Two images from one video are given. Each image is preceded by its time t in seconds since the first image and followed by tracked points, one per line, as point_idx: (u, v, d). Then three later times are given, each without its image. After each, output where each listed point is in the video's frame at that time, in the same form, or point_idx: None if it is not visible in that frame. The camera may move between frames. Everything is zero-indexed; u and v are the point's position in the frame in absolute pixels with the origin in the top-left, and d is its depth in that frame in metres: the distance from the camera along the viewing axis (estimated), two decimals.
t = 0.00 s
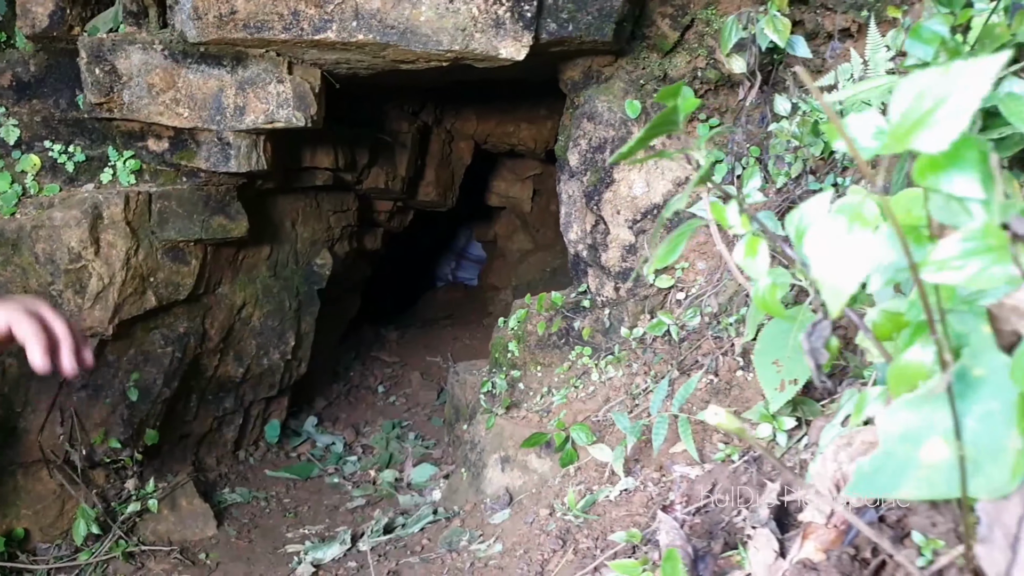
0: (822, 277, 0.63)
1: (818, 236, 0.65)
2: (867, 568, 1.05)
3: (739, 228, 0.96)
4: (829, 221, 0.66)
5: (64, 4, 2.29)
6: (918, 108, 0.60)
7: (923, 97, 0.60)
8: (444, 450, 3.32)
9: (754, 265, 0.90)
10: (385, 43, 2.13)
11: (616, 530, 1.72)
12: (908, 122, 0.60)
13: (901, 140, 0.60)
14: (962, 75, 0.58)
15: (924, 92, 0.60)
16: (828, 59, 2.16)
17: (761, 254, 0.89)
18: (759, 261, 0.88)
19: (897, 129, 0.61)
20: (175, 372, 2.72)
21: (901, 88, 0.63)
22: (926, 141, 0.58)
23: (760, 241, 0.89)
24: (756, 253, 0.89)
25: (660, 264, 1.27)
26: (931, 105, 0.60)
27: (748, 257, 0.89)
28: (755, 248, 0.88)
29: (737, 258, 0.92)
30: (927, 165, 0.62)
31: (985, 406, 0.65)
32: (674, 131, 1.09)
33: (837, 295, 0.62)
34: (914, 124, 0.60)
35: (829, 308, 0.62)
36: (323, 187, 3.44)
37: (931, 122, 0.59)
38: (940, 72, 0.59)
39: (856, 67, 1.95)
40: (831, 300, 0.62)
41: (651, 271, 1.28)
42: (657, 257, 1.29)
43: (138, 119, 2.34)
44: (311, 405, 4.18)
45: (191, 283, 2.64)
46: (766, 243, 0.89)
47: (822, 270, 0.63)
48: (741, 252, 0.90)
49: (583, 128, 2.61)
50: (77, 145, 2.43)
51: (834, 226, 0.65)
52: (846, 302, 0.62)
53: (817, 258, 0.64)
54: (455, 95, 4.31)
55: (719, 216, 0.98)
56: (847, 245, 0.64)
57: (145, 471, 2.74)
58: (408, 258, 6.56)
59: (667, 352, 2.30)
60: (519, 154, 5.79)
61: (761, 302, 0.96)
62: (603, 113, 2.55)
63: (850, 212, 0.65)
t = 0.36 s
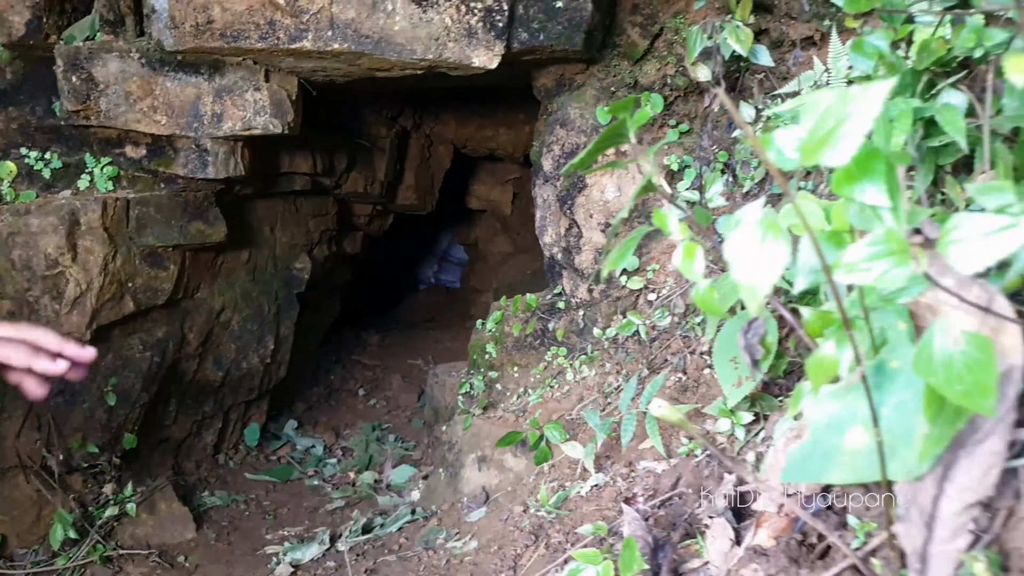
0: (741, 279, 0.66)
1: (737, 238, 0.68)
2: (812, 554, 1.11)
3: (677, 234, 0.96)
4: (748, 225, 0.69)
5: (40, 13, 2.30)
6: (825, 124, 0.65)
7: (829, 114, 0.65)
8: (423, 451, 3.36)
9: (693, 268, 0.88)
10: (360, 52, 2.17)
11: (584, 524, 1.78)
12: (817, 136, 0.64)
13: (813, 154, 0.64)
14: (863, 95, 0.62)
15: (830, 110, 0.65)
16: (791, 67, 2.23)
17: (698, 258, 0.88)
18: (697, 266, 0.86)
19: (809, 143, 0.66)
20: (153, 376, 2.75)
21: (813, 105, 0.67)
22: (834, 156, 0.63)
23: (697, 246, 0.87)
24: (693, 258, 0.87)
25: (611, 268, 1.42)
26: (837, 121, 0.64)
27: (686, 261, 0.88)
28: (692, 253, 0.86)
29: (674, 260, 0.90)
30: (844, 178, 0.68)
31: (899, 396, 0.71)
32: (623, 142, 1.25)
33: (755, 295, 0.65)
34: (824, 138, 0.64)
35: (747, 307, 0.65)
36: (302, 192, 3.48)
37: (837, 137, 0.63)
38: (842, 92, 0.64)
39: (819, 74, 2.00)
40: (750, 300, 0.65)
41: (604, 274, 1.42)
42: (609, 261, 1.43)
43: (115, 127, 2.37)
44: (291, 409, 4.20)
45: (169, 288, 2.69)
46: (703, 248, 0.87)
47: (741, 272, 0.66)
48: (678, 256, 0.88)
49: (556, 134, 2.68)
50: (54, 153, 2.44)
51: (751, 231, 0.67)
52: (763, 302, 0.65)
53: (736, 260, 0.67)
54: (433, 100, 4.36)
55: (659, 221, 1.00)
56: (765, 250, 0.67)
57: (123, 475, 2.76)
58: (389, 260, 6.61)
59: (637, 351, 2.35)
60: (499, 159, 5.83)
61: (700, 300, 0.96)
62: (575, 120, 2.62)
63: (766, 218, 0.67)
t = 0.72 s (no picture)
0: (680, 267, 0.70)
1: (674, 227, 0.72)
2: (765, 534, 1.18)
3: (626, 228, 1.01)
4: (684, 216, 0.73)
5: (7, 19, 2.32)
6: (751, 125, 0.71)
7: (755, 115, 0.71)
8: (394, 454, 3.38)
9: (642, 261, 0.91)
10: (328, 59, 2.21)
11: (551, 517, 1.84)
12: (744, 135, 0.69)
13: (742, 152, 0.70)
14: (785, 97, 0.68)
15: (756, 112, 0.71)
16: (748, 75, 2.31)
17: (647, 252, 0.91)
18: (646, 260, 0.90)
19: (738, 142, 0.72)
20: (122, 382, 2.76)
21: (741, 108, 0.73)
22: (760, 154, 0.68)
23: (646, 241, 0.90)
24: (642, 252, 0.91)
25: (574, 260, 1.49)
26: (763, 122, 0.70)
27: (635, 255, 0.91)
28: (642, 247, 0.90)
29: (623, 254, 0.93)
30: (775, 175, 0.74)
31: (831, 374, 0.78)
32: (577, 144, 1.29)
33: (692, 281, 0.70)
34: (751, 137, 0.70)
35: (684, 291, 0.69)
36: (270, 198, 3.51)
37: (763, 136, 0.69)
38: (764, 95, 0.70)
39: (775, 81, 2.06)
40: (687, 286, 0.70)
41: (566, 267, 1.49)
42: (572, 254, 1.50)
43: (83, 132, 2.39)
44: (260, 415, 4.20)
45: (137, 293, 2.70)
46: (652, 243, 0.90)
47: (678, 260, 0.71)
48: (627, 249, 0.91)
49: (523, 139, 2.74)
50: (21, 158, 2.42)
51: (685, 223, 0.72)
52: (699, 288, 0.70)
53: (672, 246, 0.71)
54: (401, 107, 4.41)
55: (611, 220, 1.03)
56: (700, 239, 0.71)
57: (91, 482, 2.75)
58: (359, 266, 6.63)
59: (603, 350, 2.41)
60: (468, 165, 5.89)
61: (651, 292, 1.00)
62: (540, 126, 2.70)
63: (700, 209, 0.72)
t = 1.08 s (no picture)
0: (639, 255, 0.76)
1: (632, 219, 0.78)
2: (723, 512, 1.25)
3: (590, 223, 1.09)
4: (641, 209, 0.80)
5: None
6: (699, 126, 0.79)
7: (702, 117, 0.79)
8: (360, 460, 3.40)
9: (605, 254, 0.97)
10: (295, 69, 2.26)
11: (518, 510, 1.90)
12: (695, 133, 0.77)
13: (692, 150, 0.78)
14: (729, 100, 0.76)
15: (703, 114, 0.79)
16: (702, 85, 2.42)
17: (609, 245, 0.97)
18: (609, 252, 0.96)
19: (688, 141, 0.79)
20: (87, 391, 2.78)
21: (690, 113, 0.81)
22: (709, 150, 0.76)
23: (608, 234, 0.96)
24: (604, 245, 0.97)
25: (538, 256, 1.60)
26: (709, 123, 0.78)
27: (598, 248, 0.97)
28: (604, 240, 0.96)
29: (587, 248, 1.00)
30: (723, 172, 0.82)
31: (776, 353, 0.86)
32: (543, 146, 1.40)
33: (649, 267, 0.75)
34: (700, 136, 0.78)
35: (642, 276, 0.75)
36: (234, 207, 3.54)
37: (711, 135, 0.76)
38: (710, 99, 0.78)
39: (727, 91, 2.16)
40: (644, 272, 0.75)
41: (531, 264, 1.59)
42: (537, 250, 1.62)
43: (48, 141, 2.40)
44: (224, 425, 4.19)
45: (102, 303, 2.70)
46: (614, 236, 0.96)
47: (637, 248, 0.76)
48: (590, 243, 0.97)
49: (486, 148, 2.82)
50: None
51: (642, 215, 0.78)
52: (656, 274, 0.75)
53: (631, 237, 0.77)
54: (364, 117, 4.45)
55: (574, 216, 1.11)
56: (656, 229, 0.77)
57: (55, 492, 2.73)
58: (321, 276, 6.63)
59: (567, 351, 2.49)
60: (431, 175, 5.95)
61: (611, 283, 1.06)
62: (504, 134, 2.78)
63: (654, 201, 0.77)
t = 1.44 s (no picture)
0: (636, 238, 0.80)
1: (628, 204, 0.82)
2: (702, 499, 1.28)
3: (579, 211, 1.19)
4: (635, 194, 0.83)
5: None
6: (692, 112, 0.81)
7: (695, 104, 0.81)
8: (324, 470, 3.36)
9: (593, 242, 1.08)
10: (260, 72, 2.24)
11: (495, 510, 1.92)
12: (687, 119, 0.80)
13: (685, 135, 0.80)
14: (720, 87, 0.79)
15: (696, 100, 0.81)
16: (664, 90, 2.46)
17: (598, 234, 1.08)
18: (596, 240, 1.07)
19: (681, 127, 0.82)
20: (43, 401, 2.70)
21: (682, 100, 0.84)
22: (701, 135, 0.79)
23: (596, 224, 1.08)
24: (594, 233, 1.08)
25: (524, 246, 1.68)
26: (702, 108, 0.81)
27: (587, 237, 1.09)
28: (591, 229, 1.08)
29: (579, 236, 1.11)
30: (710, 159, 0.84)
31: (763, 333, 0.92)
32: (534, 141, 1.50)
33: (645, 250, 0.79)
34: (693, 121, 0.81)
35: (638, 258, 0.79)
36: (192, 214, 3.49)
37: (703, 121, 0.79)
38: (703, 85, 0.80)
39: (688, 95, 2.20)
40: (641, 254, 0.79)
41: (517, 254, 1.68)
42: (522, 242, 1.69)
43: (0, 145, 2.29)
44: (182, 437, 4.10)
45: (58, 310, 2.66)
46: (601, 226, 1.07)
47: (634, 231, 0.80)
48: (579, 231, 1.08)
49: (451, 152, 2.83)
50: None
51: (637, 201, 0.82)
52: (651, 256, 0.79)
53: (628, 221, 0.81)
54: (321, 124, 4.44)
55: (567, 207, 1.21)
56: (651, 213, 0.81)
57: (10, 507, 2.66)
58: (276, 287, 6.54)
59: (535, 353, 2.50)
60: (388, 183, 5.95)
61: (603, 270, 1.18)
62: (468, 139, 2.79)
63: (649, 187, 0.81)
